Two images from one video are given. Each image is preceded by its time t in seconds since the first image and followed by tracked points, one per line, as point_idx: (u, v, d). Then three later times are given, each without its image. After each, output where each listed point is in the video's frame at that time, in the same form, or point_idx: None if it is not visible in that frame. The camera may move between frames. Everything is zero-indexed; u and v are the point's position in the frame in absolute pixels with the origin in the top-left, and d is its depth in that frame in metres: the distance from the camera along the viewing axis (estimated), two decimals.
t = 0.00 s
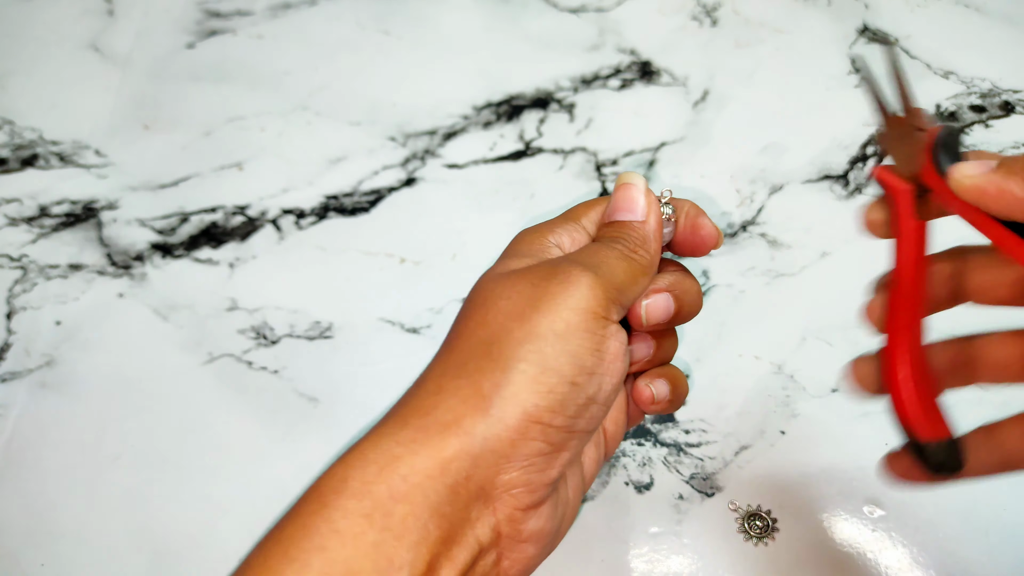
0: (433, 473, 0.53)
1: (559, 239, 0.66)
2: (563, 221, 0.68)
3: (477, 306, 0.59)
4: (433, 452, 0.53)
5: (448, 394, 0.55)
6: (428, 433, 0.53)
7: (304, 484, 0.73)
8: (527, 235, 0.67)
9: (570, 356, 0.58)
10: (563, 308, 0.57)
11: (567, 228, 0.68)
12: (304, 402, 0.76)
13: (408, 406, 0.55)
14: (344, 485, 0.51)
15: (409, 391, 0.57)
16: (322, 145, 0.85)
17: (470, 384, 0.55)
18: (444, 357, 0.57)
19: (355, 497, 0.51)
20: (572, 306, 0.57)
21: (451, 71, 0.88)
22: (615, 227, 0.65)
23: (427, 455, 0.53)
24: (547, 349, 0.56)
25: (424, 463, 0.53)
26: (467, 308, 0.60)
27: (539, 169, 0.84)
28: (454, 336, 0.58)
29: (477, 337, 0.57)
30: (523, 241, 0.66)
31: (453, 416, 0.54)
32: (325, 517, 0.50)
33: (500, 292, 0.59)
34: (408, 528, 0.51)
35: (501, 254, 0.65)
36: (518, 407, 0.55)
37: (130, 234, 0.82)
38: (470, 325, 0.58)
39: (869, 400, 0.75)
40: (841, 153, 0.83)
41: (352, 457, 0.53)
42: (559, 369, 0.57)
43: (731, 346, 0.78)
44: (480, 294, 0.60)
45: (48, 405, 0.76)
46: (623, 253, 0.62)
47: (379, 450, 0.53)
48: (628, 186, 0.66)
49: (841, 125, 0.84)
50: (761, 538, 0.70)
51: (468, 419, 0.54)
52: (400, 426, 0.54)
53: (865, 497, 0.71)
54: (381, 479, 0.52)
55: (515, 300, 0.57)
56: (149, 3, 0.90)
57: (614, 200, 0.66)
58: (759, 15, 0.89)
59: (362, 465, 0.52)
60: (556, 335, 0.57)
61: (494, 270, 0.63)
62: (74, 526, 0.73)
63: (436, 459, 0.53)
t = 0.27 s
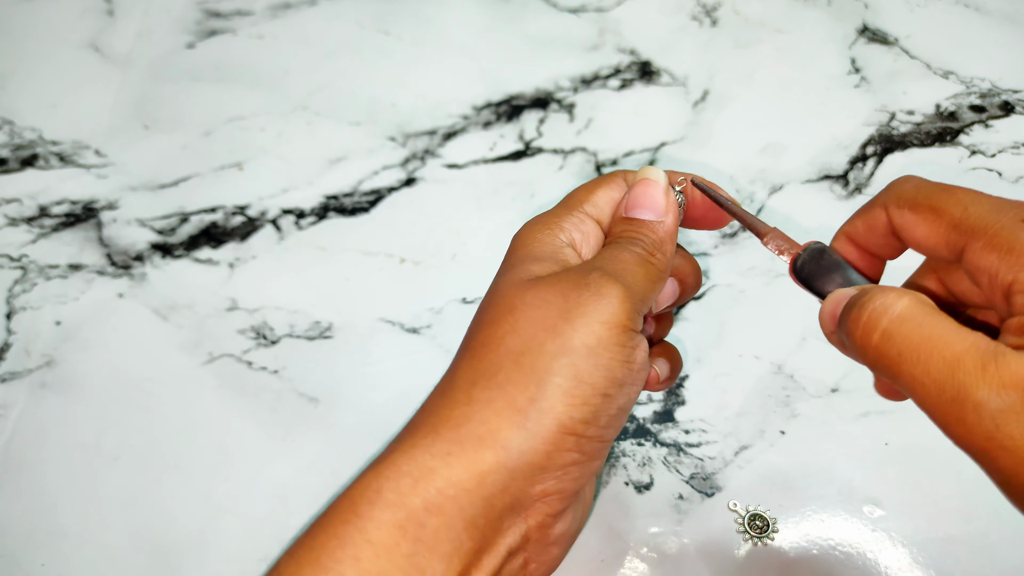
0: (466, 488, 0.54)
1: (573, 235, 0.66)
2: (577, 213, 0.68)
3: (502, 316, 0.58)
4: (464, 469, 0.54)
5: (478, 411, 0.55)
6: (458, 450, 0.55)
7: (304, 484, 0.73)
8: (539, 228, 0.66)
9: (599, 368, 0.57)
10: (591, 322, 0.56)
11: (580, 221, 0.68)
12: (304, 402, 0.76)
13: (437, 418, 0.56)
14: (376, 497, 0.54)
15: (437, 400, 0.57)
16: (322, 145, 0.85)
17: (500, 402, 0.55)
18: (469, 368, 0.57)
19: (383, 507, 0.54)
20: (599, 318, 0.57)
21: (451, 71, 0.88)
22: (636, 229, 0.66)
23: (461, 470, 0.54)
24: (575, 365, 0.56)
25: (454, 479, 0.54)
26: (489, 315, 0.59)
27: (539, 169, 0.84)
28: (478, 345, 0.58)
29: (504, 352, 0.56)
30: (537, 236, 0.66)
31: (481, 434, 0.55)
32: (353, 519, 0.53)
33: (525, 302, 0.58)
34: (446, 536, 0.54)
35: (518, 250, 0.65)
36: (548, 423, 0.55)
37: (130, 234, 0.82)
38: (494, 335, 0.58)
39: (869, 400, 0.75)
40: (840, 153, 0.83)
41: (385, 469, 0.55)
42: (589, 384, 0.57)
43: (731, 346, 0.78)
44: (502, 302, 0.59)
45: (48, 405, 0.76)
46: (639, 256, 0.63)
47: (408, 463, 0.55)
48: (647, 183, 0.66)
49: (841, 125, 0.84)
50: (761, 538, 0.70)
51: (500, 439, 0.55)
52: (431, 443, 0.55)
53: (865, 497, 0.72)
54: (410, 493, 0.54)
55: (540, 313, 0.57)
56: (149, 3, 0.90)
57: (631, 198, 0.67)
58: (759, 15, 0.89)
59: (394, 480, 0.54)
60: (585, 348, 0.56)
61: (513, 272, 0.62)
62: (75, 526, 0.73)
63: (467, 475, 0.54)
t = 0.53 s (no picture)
0: (536, 519, 0.52)
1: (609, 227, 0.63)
2: (605, 203, 0.65)
3: (566, 336, 0.55)
4: (535, 498, 0.52)
5: (546, 436, 0.53)
6: (527, 476, 0.52)
7: (304, 484, 0.73)
8: (577, 220, 0.62)
9: (665, 391, 0.56)
10: (659, 347, 0.56)
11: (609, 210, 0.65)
12: (304, 402, 0.76)
13: (500, 444, 0.53)
14: (444, 530, 0.51)
15: (493, 421, 0.54)
16: (322, 145, 0.85)
17: (571, 428, 0.53)
18: (535, 391, 0.54)
19: (452, 540, 0.52)
20: (666, 346, 0.56)
21: (451, 70, 0.88)
22: (667, 225, 0.66)
23: (533, 504, 0.52)
24: (644, 390, 0.55)
25: (523, 506, 0.52)
26: (546, 331, 0.56)
27: (539, 169, 0.84)
28: (537, 365, 0.55)
29: (570, 375, 0.54)
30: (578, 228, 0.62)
31: (550, 461, 0.53)
32: (417, 553, 0.51)
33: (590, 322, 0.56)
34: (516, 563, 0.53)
35: (558, 244, 0.60)
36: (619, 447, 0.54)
37: (130, 234, 0.82)
38: (557, 356, 0.55)
39: (868, 400, 0.75)
40: (840, 153, 0.83)
41: (451, 500, 0.52)
42: (656, 407, 0.55)
43: (731, 346, 0.77)
44: (563, 318, 0.56)
45: (48, 404, 0.76)
46: (669, 256, 0.64)
47: (474, 492, 0.52)
48: (688, 179, 0.66)
49: (841, 125, 0.84)
50: (761, 538, 0.70)
51: (571, 466, 0.52)
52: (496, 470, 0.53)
53: (865, 497, 0.72)
54: (477, 523, 0.52)
55: (608, 336, 0.55)
56: (149, 3, 0.90)
57: (666, 188, 0.66)
58: (759, 15, 0.89)
59: (462, 510, 0.52)
60: (651, 371, 0.55)
61: (564, 278, 0.58)
62: (75, 525, 0.73)
63: (536, 503, 0.52)
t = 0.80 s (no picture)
0: (575, 533, 0.54)
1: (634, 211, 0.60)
2: (626, 183, 0.62)
3: (601, 348, 0.55)
4: (569, 509, 0.54)
5: (583, 451, 0.55)
6: (564, 489, 0.54)
7: (304, 484, 0.73)
8: (605, 206, 0.59)
9: (694, 399, 0.58)
10: (691, 358, 0.57)
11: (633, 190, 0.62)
12: (304, 402, 0.76)
13: (538, 458, 0.55)
14: (478, 546, 0.53)
15: (529, 433, 0.55)
16: (322, 145, 0.85)
17: (607, 442, 0.55)
18: (570, 405, 0.55)
19: (484, 555, 0.53)
20: (697, 356, 0.58)
21: (451, 71, 0.88)
22: (684, 202, 0.64)
23: (570, 519, 0.54)
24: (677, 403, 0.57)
25: (558, 517, 0.54)
26: (578, 341, 0.56)
27: (539, 170, 0.84)
28: (574, 378, 0.55)
29: (606, 390, 0.55)
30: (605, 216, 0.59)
31: (586, 475, 0.55)
32: (450, 568, 0.52)
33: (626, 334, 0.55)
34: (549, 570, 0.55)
35: (586, 236, 0.58)
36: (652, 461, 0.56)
37: (130, 234, 0.82)
38: (593, 369, 0.55)
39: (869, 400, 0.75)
40: (840, 153, 0.83)
41: (485, 515, 0.54)
42: (686, 417, 0.57)
43: (731, 346, 0.77)
44: (596, 327, 0.56)
45: (47, 405, 0.76)
46: (688, 237, 0.63)
47: (509, 506, 0.54)
48: (705, 152, 0.64)
49: (840, 125, 0.84)
50: (761, 537, 0.70)
51: (608, 480, 0.55)
52: (534, 485, 0.54)
53: (865, 496, 0.72)
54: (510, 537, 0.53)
55: (642, 345, 0.55)
56: (149, 4, 0.90)
57: (685, 162, 0.64)
58: (758, 16, 0.89)
59: (498, 525, 0.53)
60: (683, 384, 0.57)
61: (595, 280, 0.57)
62: (74, 525, 0.73)
63: (572, 513, 0.54)
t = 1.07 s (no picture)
0: (568, 531, 0.54)
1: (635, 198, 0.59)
2: (628, 168, 0.60)
3: (598, 344, 0.55)
4: (563, 506, 0.54)
5: (578, 448, 0.54)
6: (557, 487, 0.54)
7: (304, 483, 0.73)
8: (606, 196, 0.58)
9: (692, 395, 0.57)
10: (690, 355, 0.56)
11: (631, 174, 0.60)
12: (304, 402, 0.76)
13: (532, 455, 0.54)
14: (470, 545, 0.53)
15: (524, 430, 0.55)
16: (322, 145, 0.85)
17: (602, 440, 0.54)
18: (565, 402, 0.54)
19: (475, 554, 0.53)
20: (693, 350, 0.57)
21: (451, 70, 0.88)
22: (687, 182, 0.63)
23: (564, 517, 0.54)
24: (674, 400, 0.56)
25: (550, 514, 0.54)
26: (574, 337, 0.55)
27: (539, 169, 0.84)
28: (570, 376, 0.55)
29: (601, 387, 0.54)
30: (604, 206, 0.58)
31: (581, 472, 0.54)
32: (441, 566, 0.52)
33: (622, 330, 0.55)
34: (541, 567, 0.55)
35: (583, 228, 0.57)
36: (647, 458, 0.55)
37: (130, 234, 0.82)
38: (589, 365, 0.55)
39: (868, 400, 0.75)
40: (840, 153, 0.83)
41: (476, 513, 0.53)
42: (683, 413, 0.57)
43: (731, 346, 0.77)
44: (592, 322, 0.55)
45: (47, 405, 0.76)
46: (690, 220, 0.62)
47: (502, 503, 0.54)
48: (706, 133, 0.62)
49: (840, 125, 0.84)
50: (761, 537, 0.70)
51: (602, 479, 0.54)
52: (527, 482, 0.54)
53: (864, 496, 0.72)
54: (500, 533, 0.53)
55: (637, 340, 0.54)
56: (149, 3, 0.90)
57: (686, 142, 0.62)
58: (759, 15, 0.89)
59: (489, 522, 0.53)
60: (681, 380, 0.56)
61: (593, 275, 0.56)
62: (75, 525, 0.73)
63: (564, 511, 0.54)
